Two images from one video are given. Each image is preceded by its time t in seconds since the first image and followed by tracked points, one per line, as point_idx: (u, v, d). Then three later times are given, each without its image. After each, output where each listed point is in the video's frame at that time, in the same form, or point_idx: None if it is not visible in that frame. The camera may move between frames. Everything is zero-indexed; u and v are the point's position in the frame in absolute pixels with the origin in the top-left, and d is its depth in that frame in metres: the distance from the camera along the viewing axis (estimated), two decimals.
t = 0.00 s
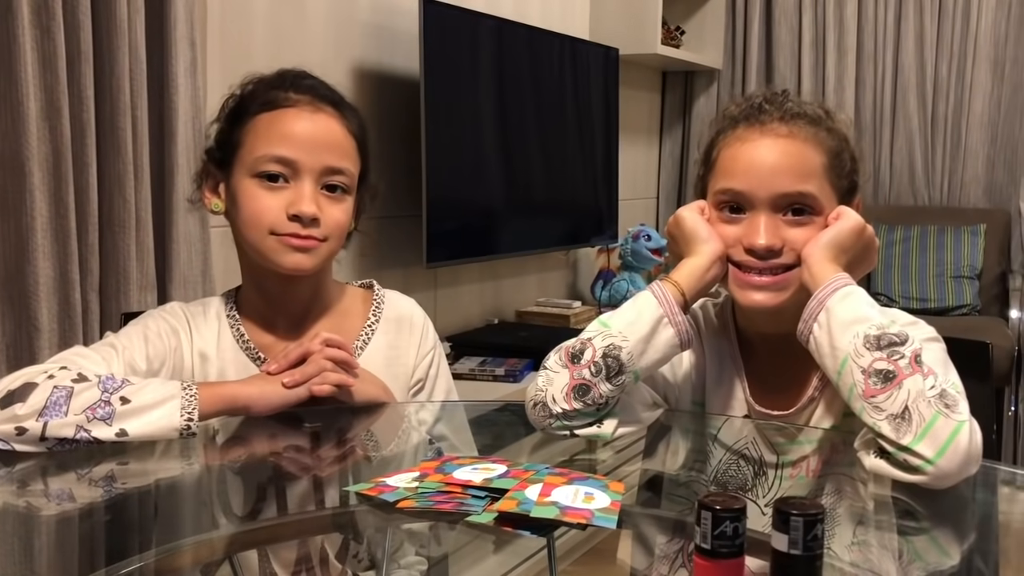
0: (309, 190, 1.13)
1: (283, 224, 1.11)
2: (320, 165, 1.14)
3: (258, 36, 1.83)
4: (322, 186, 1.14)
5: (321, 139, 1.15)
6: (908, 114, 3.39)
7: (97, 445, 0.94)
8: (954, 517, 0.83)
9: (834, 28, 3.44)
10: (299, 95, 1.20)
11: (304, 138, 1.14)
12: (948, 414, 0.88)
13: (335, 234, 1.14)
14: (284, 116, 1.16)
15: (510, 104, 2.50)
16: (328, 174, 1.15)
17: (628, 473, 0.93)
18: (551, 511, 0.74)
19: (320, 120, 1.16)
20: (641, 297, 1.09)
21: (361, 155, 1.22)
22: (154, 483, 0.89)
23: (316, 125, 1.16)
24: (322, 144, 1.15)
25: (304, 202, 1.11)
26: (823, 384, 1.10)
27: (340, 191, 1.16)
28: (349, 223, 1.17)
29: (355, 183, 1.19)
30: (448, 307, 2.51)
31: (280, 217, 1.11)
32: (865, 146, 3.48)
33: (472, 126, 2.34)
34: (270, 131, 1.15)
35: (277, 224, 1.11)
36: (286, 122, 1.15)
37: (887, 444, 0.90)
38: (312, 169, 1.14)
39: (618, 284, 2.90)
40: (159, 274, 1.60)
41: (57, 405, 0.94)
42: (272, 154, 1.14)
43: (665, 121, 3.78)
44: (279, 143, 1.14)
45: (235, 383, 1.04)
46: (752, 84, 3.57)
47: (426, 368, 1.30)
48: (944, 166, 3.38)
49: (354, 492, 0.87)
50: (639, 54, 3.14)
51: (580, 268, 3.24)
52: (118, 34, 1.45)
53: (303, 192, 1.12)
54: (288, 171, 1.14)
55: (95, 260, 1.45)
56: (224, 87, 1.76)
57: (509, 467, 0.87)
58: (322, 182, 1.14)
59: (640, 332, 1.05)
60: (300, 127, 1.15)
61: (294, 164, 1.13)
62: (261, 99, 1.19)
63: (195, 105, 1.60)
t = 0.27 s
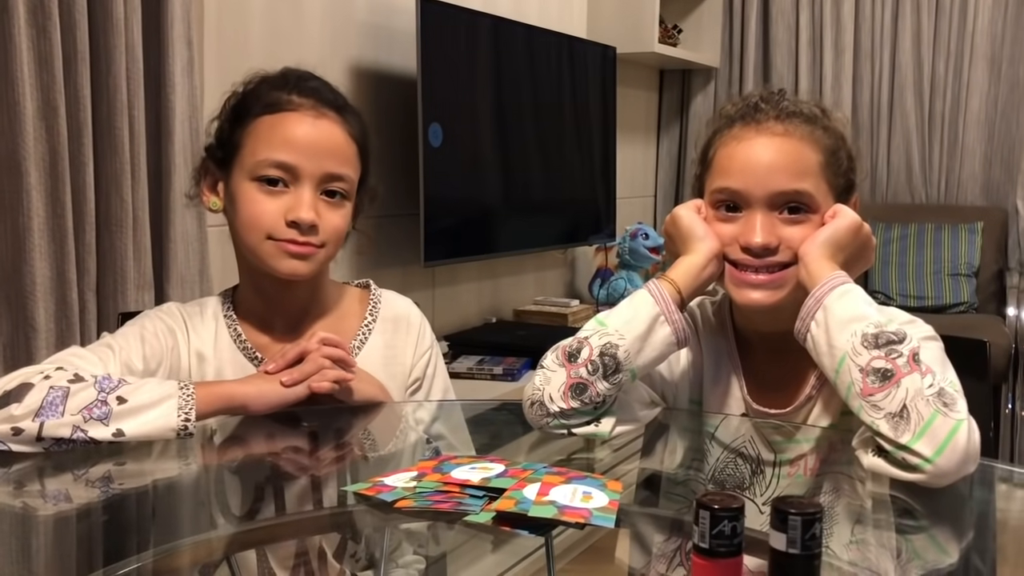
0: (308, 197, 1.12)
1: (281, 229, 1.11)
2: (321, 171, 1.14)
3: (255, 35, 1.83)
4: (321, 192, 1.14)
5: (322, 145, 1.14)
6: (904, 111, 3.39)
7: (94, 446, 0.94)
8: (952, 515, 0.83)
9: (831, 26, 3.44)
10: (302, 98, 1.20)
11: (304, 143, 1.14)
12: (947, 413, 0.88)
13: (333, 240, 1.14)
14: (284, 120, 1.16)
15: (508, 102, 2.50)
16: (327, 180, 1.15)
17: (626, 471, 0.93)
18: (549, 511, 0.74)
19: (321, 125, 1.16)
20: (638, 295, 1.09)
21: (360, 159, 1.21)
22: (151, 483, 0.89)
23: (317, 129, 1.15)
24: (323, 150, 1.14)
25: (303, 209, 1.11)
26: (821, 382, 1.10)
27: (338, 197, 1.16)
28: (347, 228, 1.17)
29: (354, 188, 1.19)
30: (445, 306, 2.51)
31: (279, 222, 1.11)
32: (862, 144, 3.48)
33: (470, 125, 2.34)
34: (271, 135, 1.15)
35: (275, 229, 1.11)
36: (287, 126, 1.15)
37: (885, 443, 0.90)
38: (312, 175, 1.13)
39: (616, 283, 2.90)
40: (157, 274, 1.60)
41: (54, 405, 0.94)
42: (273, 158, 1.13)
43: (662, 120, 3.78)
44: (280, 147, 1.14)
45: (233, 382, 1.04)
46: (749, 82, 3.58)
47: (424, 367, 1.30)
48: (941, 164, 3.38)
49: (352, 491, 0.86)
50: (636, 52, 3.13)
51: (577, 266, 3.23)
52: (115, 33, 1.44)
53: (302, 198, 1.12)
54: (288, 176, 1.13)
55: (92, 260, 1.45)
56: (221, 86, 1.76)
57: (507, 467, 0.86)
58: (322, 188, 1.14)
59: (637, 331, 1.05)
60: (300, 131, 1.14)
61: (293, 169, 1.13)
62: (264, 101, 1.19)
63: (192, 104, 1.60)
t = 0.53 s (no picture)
0: (305, 208, 1.12)
1: (275, 239, 1.11)
2: (318, 184, 1.13)
3: (252, 38, 1.83)
4: (319, 203, 1.14)
5: (320, 158, 1.14)
6: (902, 112, 3.39)
7: (92, 452, 0.94)
8: (949, 520, 0.83)
9: (828, 27, 3.44)
10: (302, 108, 1.20)
11: (304, 154, 1.13)
12: (943, 419, 0.88)
13: (327, 250, 1.15)
14: (284, 129, 1.16)
15: (505, 104, 2.50)
16: (326, 192, 1.14)
17: (624, 475, 0.93)
18: (547, 517, 0.74)
19: (320, 136, 1.15)
20: (635, 300, 1.09)
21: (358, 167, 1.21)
22: (149, 487, 0.89)
23: (316, 141, 1.15)
24: (323, 162, 1.14)
25: (299, 221, 1.11)
26: (818, 387, 1.10)
27: (336, 209, 1.16)
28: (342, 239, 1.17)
29: (352, 201, 1.19)
30: (443, 307, 2.51)
31: (274, 231, 1.11)
32: (859, 145, 3.48)
33: (467, 127, 2.34)
34: (272, 144, 1.14)
35: (270, 238, 1.12)
36: (287, 136, 1.15)
37: (882, 449, 0.90)
38: (310, 187, 1.13)
39: (613, 284, 2.90)
40: (155, 276, 1.60)
41: (51, 412, 0.94)
42: (273, 168, 1.13)
43: (660, 121, 3.79)
44: (280, 158, 1.13)
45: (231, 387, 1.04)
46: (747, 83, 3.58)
47: (420, 367, 1.30)
48: (938, 165, 3.38)
49: (349, 497, 0.86)
50: (634, 53, 3.13)
51: (575, 267, 3.23)
52: (112, 37, 1.44)
53: (299, 210, 1.12)
54: (286, 187, 1.13)
55: (89, 263, 1.45)
56: (219, 88, 1.76)
57: (505, 472, 0.86)
58: (320, 201, 1.14)
59: (634, 335, 1.05)
60: (299, 142, 1.14)
61: (292, 180, 1.13)
62: (266, 108, 1.19)
63: (189, 107, 1.60)
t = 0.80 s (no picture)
0: (294, 213, 1.12)
1: (263, 239, 1.12)
2: (309, 189, 1.13)
3: (252, 37, 1.82)
4: (308, 208, 1.14)
5: (311, 163, 1.13)
6: (902, 113, 3.38)
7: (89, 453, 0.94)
8: (952, 522, 0.82)
9: (829, 28, 3.44)
10: (299, 110, 1.18)
11: (295, 160, 1.13)
12: (947, 420, 0.87)
13: (313, 252, 1.15)
14: (280, 132, 1.15)
15: (505, 104, 2.49)
16: (316, 197, 1.14)
17: (625, 476, 0.92)
18: (547, 518, 0.73)
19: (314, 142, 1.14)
20: (636, 300, 1.08)
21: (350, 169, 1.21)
22: (146, 487, 0.88)
23: (309, 146, 1.14)
24: (314, 169, 1.13)
25: (287, 225, 1.11)
26: (819, 389, 1.10)
27: (325, 214, 1.16)
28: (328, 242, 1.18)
29: (341, 204, 1.19)
30: (442, 308, 2.51)
31: (263, 232, 1.12)
32: (860, 146, 3.47)
33: (467, 127, 2.33)
34: (264, 147, 1.14)
35: (257, 239, 1.12)
36: (281, 140, 1.14)
37: (885, 450, 0.90)
38: (300, 192, 1.13)
39: (613, 284, 2.90)
40: (154, 276, 1.59)
41: (48, 414, 0.93)
42: (264, 170, 1.13)
43: (660, 121, 3.78)
44: (271, 161, 1.13)
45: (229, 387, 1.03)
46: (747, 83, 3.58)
47: (407, 358, 1.30)
48: (938, 166, 3.38)
49: (347, 498, 0.86)
50: (634, 54, 3.13)
51: (575, 268, 3.23)
52: (111, 35, 1.44)
53: (288, 213, 1.12)
54: (277, 190, 1.13)
55: (87, 262, 1.44)
56: (218, 87, 1.75)
57: (504, 473, 0.86)
58: (309, 205, 1.14)
59: (635, 336, 1.04)
60: (293, 147, 1.13)
61: (283, 184, 1.13)
62: (262, 110, 1.17)
63: (188, 106, 1.59)
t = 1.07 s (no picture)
0: (281, 226, 1.14)
1: (247, 243, 1.13)
2: (300, 205, 1.15)
3: (253, 38, 1.82)
4: (295, 222, 1.15)
5: (307, 183, 1.14)
6: (904, 116, 3.38)
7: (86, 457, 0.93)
8: (954, 525, 0.82)
9: (831, 30, 3.44)
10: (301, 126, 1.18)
11: (292, 178, 1.13)
12: (950, 423, 0.87)
13: (291, 261, 1.17)
14: (280, 147, 1.15)
15: (506, 105, 2.49)
16: (304, 214, 1.16)
17: (624, 478, 0.92)
18: (548, 521, 0.73)
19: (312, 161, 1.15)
20: (637, 302, 1.08)
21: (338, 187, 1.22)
22: (145, 488, 0.88)
23: (308, 164, 1.15)
24: (308, 189, 1.14)
25: (273, 237, 1.12)
26: (821, 391, 1.09)
27: (308, 229, 1.18)
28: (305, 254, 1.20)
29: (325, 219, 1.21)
30: (443, 309, 2.51)
31: (249, 238, 1.13)
32: (862, 148, 3.47)
33: (468, 129, 2.33)
34: (262, 161, 1.14)
35: (241, 244, 1.13)
36: (280, 154, 1.14)
37: (887, 453, 0.89)
38: (292, 207, 1.14)
39: (614, 286, 2.90)
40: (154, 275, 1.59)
41: (45, 418, 0.92)
42: (259, 181, 1.13)
43: (662, 123, 3.78)
44: (267, 173, 1.13)
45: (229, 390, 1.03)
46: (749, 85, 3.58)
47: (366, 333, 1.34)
48: (940, 169, 3.37)
49: (346, 499, 0.85)
50: (635, 56, 3.13)
51: (576, 270, 3.22)
52: (112, 35, 1.44)
53: (276, 226, 1.13)
54: (268, 202, 1.13)
55: (87, 262, 1.44)
56: (219, 88, 1.75)
57: (504, 475, 0.85)
58: (296, 220, 1.15)
59: (636, 337, 1.04)
60: (292, 163, 1.14)
61: (275, 197, 1.13)
62: (262, 121, 1.17)
63: (190, 106, 1.59)
